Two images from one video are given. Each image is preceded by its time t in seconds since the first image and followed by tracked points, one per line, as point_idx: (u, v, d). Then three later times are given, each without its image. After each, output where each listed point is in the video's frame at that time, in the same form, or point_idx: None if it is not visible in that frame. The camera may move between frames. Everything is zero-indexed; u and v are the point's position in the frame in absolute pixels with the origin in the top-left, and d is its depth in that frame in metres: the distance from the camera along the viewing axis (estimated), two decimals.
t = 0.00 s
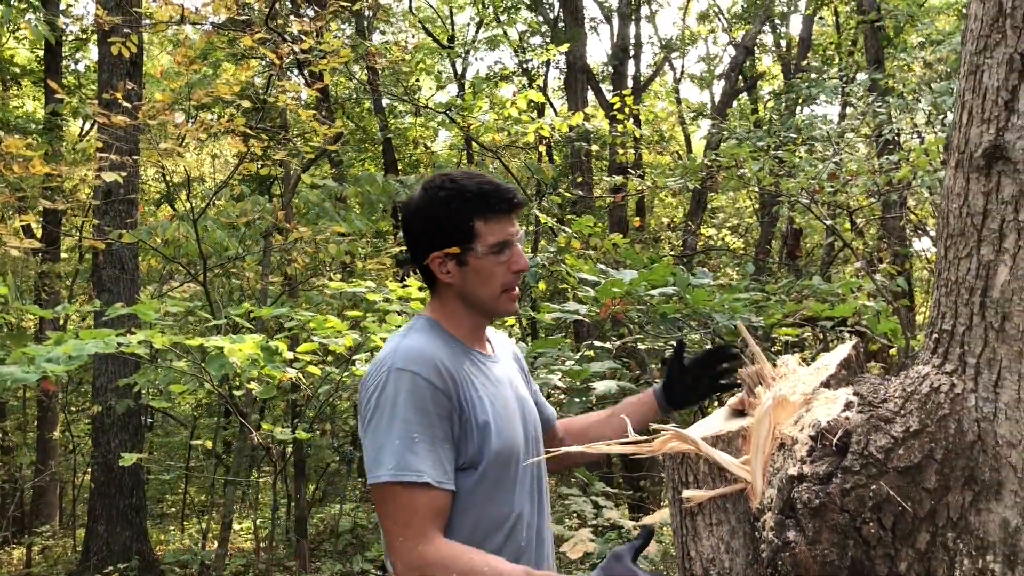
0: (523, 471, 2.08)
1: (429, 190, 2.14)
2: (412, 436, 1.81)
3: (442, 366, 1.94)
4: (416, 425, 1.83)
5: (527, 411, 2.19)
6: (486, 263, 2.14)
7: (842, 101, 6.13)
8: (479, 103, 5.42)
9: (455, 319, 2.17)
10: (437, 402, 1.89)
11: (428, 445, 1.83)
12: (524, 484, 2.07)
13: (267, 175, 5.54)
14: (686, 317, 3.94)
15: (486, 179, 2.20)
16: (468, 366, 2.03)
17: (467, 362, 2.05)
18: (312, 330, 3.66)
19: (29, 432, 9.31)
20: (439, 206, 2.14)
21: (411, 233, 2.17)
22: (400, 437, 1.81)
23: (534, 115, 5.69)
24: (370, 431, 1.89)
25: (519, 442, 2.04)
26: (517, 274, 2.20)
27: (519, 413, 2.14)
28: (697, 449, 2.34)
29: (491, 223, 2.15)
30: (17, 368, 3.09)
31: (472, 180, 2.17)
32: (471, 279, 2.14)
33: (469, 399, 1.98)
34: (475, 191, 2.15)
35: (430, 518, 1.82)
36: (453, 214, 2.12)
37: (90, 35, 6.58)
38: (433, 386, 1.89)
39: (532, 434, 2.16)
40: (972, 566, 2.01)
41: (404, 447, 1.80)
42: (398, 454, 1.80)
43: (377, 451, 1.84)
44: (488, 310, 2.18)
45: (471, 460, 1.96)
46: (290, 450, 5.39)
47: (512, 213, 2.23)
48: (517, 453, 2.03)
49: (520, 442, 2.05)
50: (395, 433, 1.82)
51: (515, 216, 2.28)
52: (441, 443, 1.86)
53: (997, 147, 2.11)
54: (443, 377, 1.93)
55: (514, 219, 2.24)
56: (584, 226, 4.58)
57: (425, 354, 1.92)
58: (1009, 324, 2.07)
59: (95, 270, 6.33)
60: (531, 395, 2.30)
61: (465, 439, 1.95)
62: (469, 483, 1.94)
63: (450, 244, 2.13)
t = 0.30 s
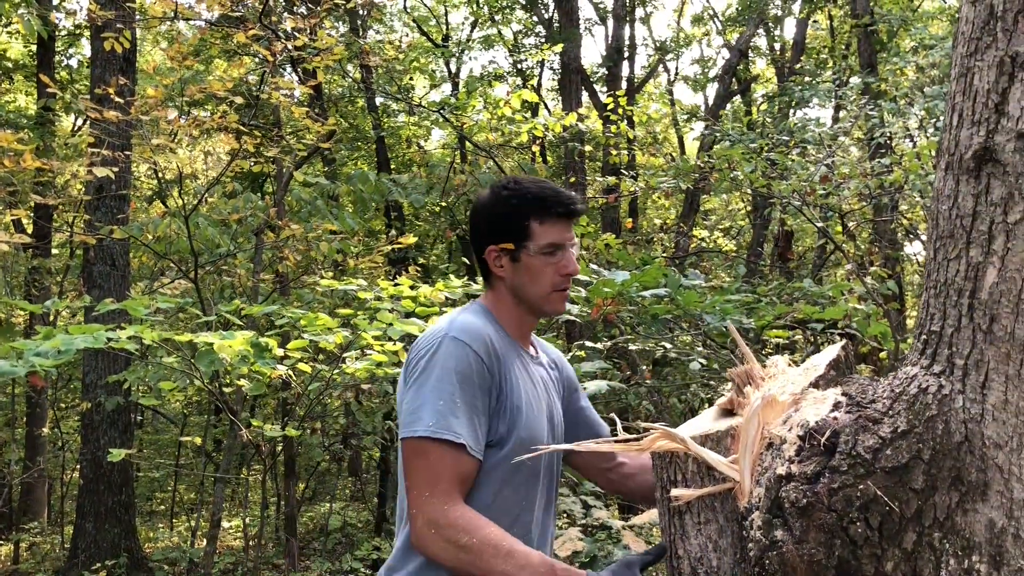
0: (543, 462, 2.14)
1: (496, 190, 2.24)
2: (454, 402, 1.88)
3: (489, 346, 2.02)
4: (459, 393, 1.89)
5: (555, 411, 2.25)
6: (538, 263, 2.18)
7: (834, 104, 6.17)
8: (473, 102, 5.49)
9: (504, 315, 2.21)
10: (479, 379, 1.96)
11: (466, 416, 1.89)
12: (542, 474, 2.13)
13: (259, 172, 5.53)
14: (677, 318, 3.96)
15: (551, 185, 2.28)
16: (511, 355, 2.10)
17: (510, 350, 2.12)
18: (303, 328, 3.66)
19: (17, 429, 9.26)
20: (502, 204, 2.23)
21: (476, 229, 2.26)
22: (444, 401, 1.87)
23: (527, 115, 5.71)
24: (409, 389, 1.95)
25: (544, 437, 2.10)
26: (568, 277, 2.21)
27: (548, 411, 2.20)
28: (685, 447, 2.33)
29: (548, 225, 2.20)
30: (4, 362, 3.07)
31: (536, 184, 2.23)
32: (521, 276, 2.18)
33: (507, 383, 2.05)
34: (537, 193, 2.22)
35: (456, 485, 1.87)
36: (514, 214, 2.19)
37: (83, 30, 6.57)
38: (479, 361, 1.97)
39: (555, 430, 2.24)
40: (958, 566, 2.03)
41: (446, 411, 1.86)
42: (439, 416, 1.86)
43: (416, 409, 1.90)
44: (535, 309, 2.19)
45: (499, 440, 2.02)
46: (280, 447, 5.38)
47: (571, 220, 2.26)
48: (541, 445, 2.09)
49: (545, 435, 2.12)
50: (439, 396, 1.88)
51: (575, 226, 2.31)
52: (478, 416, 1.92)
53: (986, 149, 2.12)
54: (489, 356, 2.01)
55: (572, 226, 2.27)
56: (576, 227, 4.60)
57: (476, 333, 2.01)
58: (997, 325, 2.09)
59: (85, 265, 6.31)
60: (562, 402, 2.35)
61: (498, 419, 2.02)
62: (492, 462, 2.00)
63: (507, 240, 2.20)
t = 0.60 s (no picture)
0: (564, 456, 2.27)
1: (565, 202, 2.31)
2: (490, 395, 1.98)
3: (526, 343, 2.11)
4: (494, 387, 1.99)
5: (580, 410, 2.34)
6: (591, 274, 2.22)
7: (824, 105, 6.20)
8: (462, 98, 5.52)
9: (552, 320, 2.26)
10: (514, 373, 2.06)
11: (500, 408, 1.99)
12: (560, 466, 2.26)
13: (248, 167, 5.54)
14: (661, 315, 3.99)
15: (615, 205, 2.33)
16: (545, 355, 2.18)
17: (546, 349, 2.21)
18: (288, 321, 3.67)
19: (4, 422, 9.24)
20: (566, 215, 2.28)
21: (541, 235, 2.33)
22: (481, 392, 1.97)
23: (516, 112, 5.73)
24: (446, 376, 2.04)
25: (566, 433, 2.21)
26: (619, 294, 2.24)
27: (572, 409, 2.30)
28: (663, 441, 2.35)
29: (607, 240, 2.25)
30: None
31: (604, 202, 2.29)
32: (573, 285, 2.23)
33: (539, 381, 2.15)
34: (601, 210, 2.28)
35: (485, 470, 1.98)
36: (578, 225, 2.25)
37: (72, 23, 6.56)
38: (515, 357, 2.06)
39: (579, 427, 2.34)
40: (931, 560, 2.06)
41: (482, 402, 1.96)
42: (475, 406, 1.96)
43: (453, 395, 1.99)
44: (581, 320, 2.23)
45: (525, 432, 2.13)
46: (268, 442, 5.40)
47: (633, 241, 2.30)
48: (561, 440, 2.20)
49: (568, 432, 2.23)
50: (477, 387, 1.97)
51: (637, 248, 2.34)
52: (509, 407, 2.03)
53: (963, 146, 2.13)
54: (525, 353, 2.10)
55: (633, 246, 2.30)
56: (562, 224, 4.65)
57: (517, 331, 2.09)
58: (972, 321, 2.09)
59: (72, 258, 6.31)
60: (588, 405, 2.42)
61: (526, 412, 2.12)
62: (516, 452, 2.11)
63: (565, 249, 2.26)
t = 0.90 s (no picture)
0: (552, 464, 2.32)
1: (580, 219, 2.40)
2: (480, 401, 2.04)
3: (521, 352, 2.19)
4: (486, 393, 2.06)
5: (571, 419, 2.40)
6: (593, 289, 2.28)
7: (811, 109, 6.24)
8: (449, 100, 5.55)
9: (552, 331, 2.33)
10: (506, 380, 2.13)
11: (489, 414, 2.06)
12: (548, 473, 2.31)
13: (235, 165, 5.55)
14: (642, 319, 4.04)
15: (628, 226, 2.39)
16: (538, 365, 2.25)
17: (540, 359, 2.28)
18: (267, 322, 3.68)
19: None
20: (578, 232, 2.37)
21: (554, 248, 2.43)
22: (472, 396, 2.04)
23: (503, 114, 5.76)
24: (440, 379, 2.11)
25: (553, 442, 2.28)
26: (618, 312, 2.29)
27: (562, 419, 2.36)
28: (634, 447, 2.36)
29: (614, 258, 2.30)
30: None
31: (616, 223, 2.36)
32: (574, 298, 2.30)
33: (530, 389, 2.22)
34: (612, 229, 2.34)
35: (468, 471, 2.05)
36: (586, 242, 2.33)
37: (58, 19, 6.56)
38: (507, 364, 2.13)
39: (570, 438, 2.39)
40: (897, 569, 2.04)
41: (472, 406, 2.03)
42: (464, 409, 2.02)
43: (445, 397, 2.06)
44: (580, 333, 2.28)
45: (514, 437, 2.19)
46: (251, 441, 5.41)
47: (640, 262, 2.34)
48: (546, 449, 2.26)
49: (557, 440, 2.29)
50: (468, 392, 2.04)
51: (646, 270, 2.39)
52: (499, 412, 2.09)
53: (933, 158, 2.16)
54: (518, 361, 2.17)
55: (641, 268, 2.35)
56: (547, 227, 4.69)
57: (513, 340, 2.17)
58: (940, 332, 2.11)
59: (56, 254, 6.31)
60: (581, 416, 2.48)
61: (515, 418, 2.19)
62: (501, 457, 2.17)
63: (572, 264, 2.33)
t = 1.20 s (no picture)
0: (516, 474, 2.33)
1: (539, 226, 2.44)
2: (440, 411, 2.05)
3: (482, 362, 2.20)
4: (446, 403, 2.07)
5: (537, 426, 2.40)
6: (554, 296, 2.32)
7: (798, 118, 6.30)
8: (438, 104, 5.59)
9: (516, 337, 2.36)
10: (467, 391, 2.14)
11: (449, 424, 2.07)
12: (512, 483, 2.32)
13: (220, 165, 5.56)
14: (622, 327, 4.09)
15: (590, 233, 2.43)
16: (501, 373, 2.26)
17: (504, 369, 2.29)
18: (246, 325, 3.68)
19: None
20: (539, 240, 2.41)
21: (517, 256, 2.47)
22: (432, 407, 2.04)
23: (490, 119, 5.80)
24: (401, 390, 2.11)
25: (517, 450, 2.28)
26: (580, 317, 2.32)
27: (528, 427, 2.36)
28: (606, 458, 2.40)
29: (574, 265, 2.34)
30: None
31: (574, 229, 2.40)
32: (536, 305, 2.33)
33: (493, 399, 2.23)
34: (572, 236, 2.38)
35: (429, 484, 2.05)
36: (545, 250, 2.37)
37: (43, 15, 6.54)
38: (468, 375, 2.14)
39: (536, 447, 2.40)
40: None
41: (431, 417, 2.03)
42: (424, 420, 2.03)
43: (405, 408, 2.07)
44: (542, 340, 2.32)
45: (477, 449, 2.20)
46: (233, 441, 5.42)
47: (599, 268, 2.38)
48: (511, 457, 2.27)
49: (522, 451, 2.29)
50: (428, 403, 2.05)
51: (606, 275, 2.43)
52: (460, 423, 2.10)
53: (904, 176, 2.19)
54: (479, 372, 2.18)
55: (600, 273, 2.39)
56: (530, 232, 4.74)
57: (473, 350, 2.18)
58: (908, 349, 2.13)
59: (37, 252, 6.28)
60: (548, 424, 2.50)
61: (477, 428, 2.20)
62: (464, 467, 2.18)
63: (533, 271, 2.37)
